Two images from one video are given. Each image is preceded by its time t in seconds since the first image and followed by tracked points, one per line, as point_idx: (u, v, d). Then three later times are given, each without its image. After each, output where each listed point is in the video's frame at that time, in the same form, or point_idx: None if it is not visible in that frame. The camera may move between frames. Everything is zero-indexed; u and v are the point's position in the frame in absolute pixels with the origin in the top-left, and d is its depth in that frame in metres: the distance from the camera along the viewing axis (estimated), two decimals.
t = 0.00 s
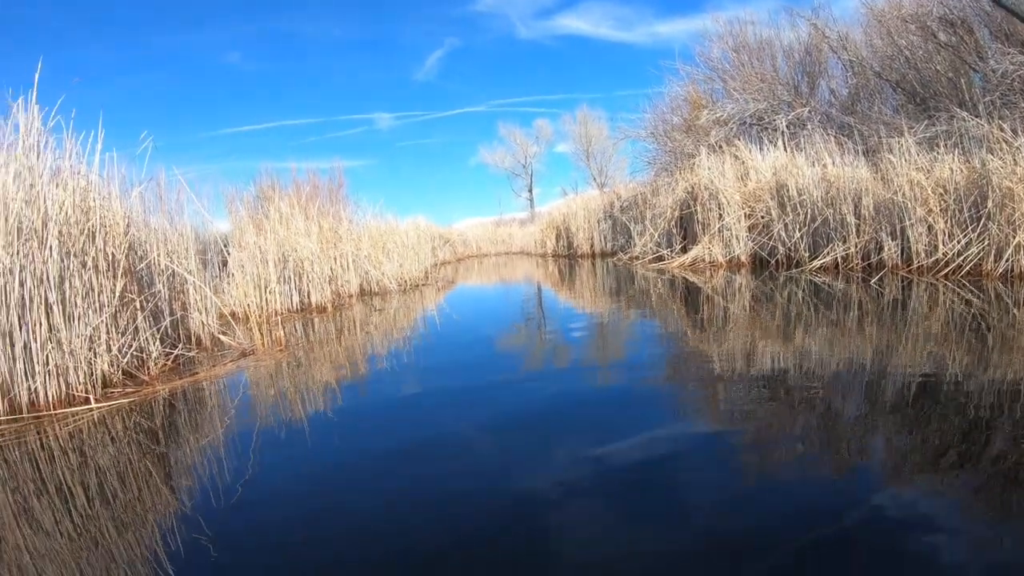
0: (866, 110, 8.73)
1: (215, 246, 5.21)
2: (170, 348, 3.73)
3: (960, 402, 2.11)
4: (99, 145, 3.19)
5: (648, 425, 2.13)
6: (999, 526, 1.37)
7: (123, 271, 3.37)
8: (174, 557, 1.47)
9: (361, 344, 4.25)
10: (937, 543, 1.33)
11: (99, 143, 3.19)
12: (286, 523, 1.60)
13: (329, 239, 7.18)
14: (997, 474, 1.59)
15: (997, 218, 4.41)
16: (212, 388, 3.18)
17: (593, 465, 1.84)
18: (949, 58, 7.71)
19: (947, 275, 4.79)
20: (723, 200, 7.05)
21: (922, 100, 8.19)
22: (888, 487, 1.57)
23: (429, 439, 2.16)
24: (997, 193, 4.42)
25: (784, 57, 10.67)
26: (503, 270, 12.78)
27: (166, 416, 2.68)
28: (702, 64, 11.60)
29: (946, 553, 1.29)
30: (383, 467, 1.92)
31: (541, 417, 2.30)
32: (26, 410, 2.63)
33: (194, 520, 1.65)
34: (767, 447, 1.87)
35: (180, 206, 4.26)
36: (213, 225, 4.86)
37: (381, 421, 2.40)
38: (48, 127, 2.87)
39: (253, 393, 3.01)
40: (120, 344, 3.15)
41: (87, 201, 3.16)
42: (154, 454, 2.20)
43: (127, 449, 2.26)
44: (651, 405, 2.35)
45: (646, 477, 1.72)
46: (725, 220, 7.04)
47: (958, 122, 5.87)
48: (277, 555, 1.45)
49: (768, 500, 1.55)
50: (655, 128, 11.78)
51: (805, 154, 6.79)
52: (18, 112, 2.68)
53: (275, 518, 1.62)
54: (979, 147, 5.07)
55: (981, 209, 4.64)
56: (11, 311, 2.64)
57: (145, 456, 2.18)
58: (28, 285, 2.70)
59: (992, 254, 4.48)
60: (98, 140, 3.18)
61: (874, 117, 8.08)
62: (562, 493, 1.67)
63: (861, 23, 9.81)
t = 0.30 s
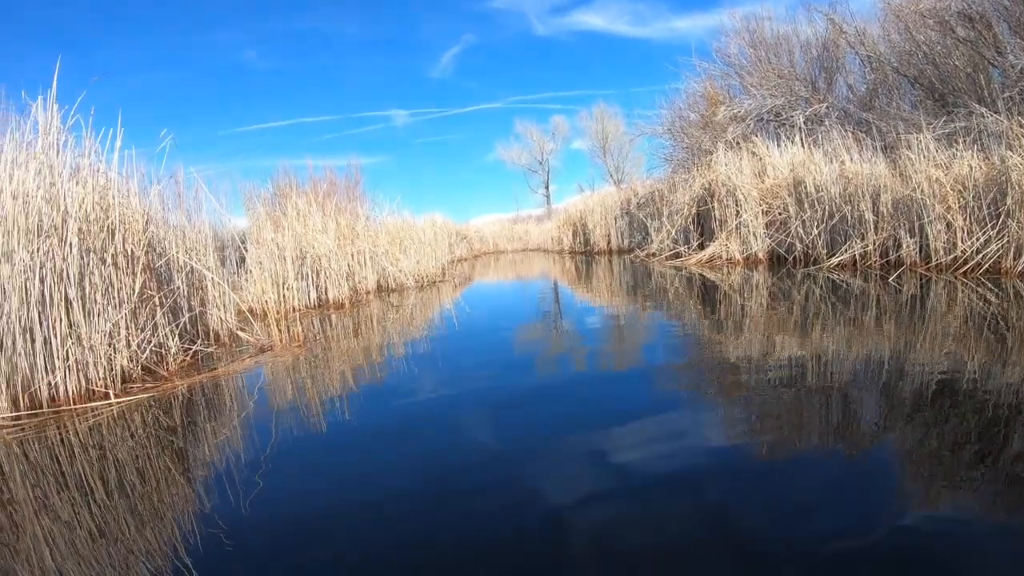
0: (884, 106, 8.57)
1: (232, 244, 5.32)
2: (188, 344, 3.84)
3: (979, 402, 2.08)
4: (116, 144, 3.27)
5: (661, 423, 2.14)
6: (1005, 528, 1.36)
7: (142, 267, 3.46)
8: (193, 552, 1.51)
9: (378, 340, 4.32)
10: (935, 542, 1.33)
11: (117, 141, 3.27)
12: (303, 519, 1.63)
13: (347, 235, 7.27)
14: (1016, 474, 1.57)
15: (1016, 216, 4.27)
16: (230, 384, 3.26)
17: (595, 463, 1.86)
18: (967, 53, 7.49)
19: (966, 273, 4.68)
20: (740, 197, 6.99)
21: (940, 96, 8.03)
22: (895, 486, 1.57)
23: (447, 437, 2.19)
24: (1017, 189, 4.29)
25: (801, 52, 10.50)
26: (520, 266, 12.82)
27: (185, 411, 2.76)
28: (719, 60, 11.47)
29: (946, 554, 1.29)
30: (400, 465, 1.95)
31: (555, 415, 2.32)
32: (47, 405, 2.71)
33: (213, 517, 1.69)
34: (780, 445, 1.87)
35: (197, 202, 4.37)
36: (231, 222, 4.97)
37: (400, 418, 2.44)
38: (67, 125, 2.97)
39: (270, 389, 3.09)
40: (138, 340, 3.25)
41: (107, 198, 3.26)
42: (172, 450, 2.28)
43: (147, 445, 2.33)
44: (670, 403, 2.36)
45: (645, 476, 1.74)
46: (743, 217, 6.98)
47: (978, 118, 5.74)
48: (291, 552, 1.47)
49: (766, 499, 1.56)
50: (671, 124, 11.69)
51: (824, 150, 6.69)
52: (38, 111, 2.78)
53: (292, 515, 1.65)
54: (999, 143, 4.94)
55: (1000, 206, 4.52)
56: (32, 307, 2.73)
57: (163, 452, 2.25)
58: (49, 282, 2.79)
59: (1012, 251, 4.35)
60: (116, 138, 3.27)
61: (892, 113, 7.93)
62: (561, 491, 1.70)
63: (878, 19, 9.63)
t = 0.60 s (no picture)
0: (897, 104, 8.46)
1: (246, 242, 5.40)
2: (203, 341, 3.92)
3: (995, 403, 2.07)
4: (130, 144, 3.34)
5: (669, 423, 2.15)
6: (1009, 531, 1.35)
7: (156, 266, 3.54)
8: (205, 549, 1.55)
9: (390, 338, 4.37)
10: (936, 545, 1.32)
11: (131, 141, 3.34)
12: (314, 517, 1.66)
13: (360, 233, 7.34)
14: None
15: None
16: (243, 382, 3.32)
17: (597, 464, 1.88)
18: (981, 50, 7.38)
19: (981, 273, 4.61)
20: (753, 195, 6.94)
21: (954, 93, 7.93)
22: (901, 488, 1.56)
23: (458, 435, 2.21)
24: None
25: (814, 49, 10.38)
26: (532, 265, 12.84)
27: (199, 408, 2.83)
28: (732, 57, 11.38)
29: (946, 557, 1.28)
30: (411, 464, 1.97)
31: (568, 414, 2.33)
32: (61, 402, 2.78)
33: (225, 515, 1.73)
34: (789, 445, 1.87)
35: (210, 201, 4.44)
36: (244, 220, 5.05)
37: (413, 416, 2.47)
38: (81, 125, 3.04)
39: (283, 387, 3.14)
40: (152, 338, 3.33)
41: (121, 197, 3.33)
42: (186, 447, 2.34)
43: (160, 441, 2.40)
44: (681, 402, 2.36)
45: (646, 476, 1.75)
46: (756, 215, 6.93)
47: (993, 115, 5.64)
48: (301, 549, 1.50)
49: (767, 500, 1.56)
50: (684, 122, 11.63)
51: (837, 148, 6.61)
52: (52, 112, 2.85)
53: (303, 513, 1.69)
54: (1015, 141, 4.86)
55: (1016, 204, 4.45)
56: (46, 305, 2.80)
57: (177, 449, 2.30)
58: (63, 281, 2.86)
59: None
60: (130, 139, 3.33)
61: (906, 111, 7.83)
62: (561, 490, 1.71)
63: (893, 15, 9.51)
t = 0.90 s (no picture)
0: (908, 103, 8.38)
1: (257, 241, 5.47)
2: (214, 340, 3.98)
3: (1005, 402, 2.05)
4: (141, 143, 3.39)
5: (675, 422, 2.15)
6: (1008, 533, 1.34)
7: (167, 265, 3.60)
8: (216, 547, 1.57)
9: (399, 337, 4.40)
10: (937, 548, 1.32)
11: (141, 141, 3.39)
12: (322, 517, 1.68)
13: (370, 232, 7.39)
14: None
15: None
16: (253, 379, 3.37)
17: (598, 463, 1.89)
18: (992, 48, 7.31)
19: (992, 272, 4.56)
20: (763, 194, 6.90)
21: (965, 91, 7.85)
22: (906, 489, 1.55)
23: (466, 434, 2.23)
24: None
25: (824, 47, 10.31)
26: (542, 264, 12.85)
27: (209, 406, 2.87)
28: (741, 56, 11.32)
29: (947, 560, 1.28)
30: (420, 464, 1.99)
31: (575, 414, 2.34)
32: (72, 400, 2.83)
33: (235, 513, 1.76)
34: (797, 446, 1.87)
35: (221, 200, 4.51)
36: (254, 219, 5.11)
37: (421, 415, 2.49)
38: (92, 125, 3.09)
39: (292, 385, 3.19)
40: (163, 336, 3.39)
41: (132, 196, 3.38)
42: (195, 444, 2.38)
43: (171, 439, 2.44)
44: (688, 401, 2.37)
45: (647, 476, 1.76)
46: (766, 214, 6.89)
47: (1004, 113, 5.59)
48: (309, 548, 1.52)
49: (767, 501, 1.56)
50: (693, 121, 11.58)
51: (848, 147, 6.56)
52: (64, 112, 2.90)
53: (312, 512, 1.71)
54: None
55: None
56: (58, 302, 2.85)
57: (187, 447, 2.35)
58: (74, 279, 2.91)
59: None
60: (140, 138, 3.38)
61: (917, 108, 7.76)
62: (562, 490, 1.73)
63: (904, 12, 9.42)
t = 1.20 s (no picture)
0: (915, 103, 8.33)
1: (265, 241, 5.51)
2: (223, 339, 4.03)
3: (1013, 404, 2.04)
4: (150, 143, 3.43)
5: (679, 423, 2.17)
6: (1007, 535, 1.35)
7: (175, 264, 3.64)
8: (224, 547, 1.59)
9: (406, 336, 4.43)
10: (938, 546, 1.33)
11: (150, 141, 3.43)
12: (329, 516, 1.70)
13: (377, 232, 7.43)
14: None
15: None
16: (261, 378, 3.41)
17: (601, 463, 1.90)
18: (1000, 48, 7.25)
19: (1000, 274, 4.52)
20: (771, 195, 6.88)
21: (973, 91, 7.79)
22: (910, 490, 1.56)
23: (474, 434, 2.24)
24: None
25: (831, 47, 10.25)
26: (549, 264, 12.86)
27: (218, 405, 2.91)
28: (749, 56, 11.27)
29: (944, 557, 1.29)
30: (426, 464, 2.01)
31: (581, 415, 2.34)
32: (81, 398, 2.87)
33: (244, 512, 1.78)
34: (803, 446, 1.87)
35: (229, 200, 4.56)
36: (262, 219, 5.16)
37: (429, 415, 2.51)
38: (101, 125, 3.14)
39: (299, 384, 3.22)
40: (172, 335, 3.44)
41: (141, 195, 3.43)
42: (204, 442, 2.41)
43: (179, 438, 2.47)
44: (694, 402, 2.38)
45: (649, 476, 1.77)
46: (773, 215, 6.86)
47: (1012, 114, 5.55)
48: (315, 547, 1.54)
49: (769, 500, 1.58)
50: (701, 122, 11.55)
51: (856, 147, 6.53)
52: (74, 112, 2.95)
53: (319, 512, 1.73)
54: None
55: None
56: (67, 301, 2.90)
57: (195, 445, 2.38)
58: (84, 278, 2.95)
59: None
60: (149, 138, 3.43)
61: (924, 109, 7.70)
62: (564, 488, 1.75)
63: (912, 11, 9.35)
